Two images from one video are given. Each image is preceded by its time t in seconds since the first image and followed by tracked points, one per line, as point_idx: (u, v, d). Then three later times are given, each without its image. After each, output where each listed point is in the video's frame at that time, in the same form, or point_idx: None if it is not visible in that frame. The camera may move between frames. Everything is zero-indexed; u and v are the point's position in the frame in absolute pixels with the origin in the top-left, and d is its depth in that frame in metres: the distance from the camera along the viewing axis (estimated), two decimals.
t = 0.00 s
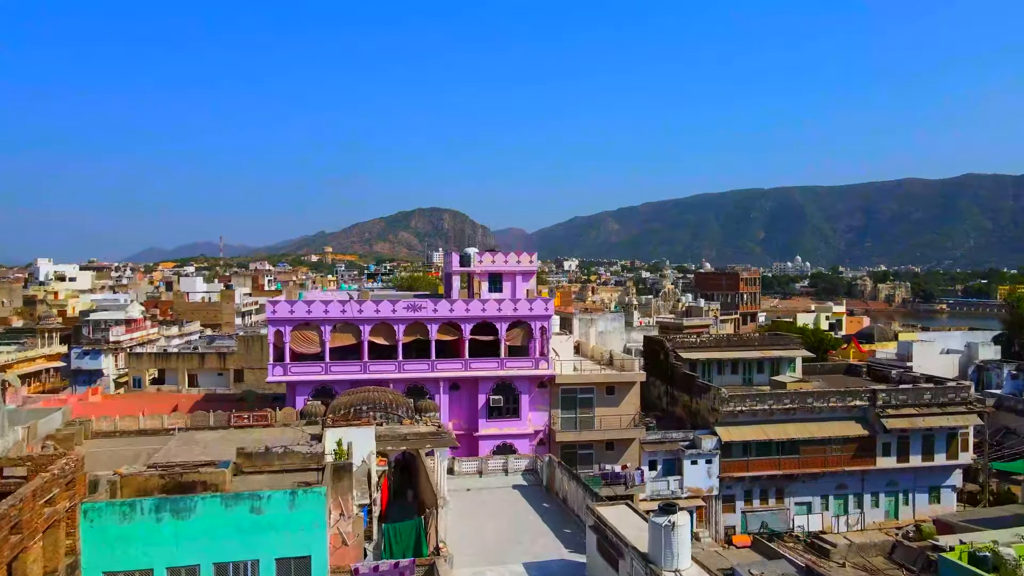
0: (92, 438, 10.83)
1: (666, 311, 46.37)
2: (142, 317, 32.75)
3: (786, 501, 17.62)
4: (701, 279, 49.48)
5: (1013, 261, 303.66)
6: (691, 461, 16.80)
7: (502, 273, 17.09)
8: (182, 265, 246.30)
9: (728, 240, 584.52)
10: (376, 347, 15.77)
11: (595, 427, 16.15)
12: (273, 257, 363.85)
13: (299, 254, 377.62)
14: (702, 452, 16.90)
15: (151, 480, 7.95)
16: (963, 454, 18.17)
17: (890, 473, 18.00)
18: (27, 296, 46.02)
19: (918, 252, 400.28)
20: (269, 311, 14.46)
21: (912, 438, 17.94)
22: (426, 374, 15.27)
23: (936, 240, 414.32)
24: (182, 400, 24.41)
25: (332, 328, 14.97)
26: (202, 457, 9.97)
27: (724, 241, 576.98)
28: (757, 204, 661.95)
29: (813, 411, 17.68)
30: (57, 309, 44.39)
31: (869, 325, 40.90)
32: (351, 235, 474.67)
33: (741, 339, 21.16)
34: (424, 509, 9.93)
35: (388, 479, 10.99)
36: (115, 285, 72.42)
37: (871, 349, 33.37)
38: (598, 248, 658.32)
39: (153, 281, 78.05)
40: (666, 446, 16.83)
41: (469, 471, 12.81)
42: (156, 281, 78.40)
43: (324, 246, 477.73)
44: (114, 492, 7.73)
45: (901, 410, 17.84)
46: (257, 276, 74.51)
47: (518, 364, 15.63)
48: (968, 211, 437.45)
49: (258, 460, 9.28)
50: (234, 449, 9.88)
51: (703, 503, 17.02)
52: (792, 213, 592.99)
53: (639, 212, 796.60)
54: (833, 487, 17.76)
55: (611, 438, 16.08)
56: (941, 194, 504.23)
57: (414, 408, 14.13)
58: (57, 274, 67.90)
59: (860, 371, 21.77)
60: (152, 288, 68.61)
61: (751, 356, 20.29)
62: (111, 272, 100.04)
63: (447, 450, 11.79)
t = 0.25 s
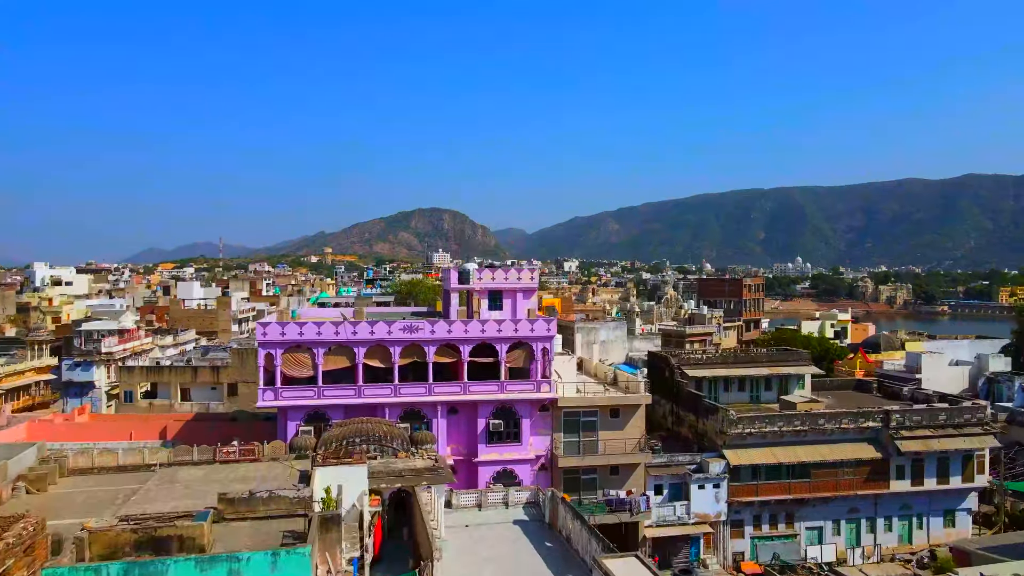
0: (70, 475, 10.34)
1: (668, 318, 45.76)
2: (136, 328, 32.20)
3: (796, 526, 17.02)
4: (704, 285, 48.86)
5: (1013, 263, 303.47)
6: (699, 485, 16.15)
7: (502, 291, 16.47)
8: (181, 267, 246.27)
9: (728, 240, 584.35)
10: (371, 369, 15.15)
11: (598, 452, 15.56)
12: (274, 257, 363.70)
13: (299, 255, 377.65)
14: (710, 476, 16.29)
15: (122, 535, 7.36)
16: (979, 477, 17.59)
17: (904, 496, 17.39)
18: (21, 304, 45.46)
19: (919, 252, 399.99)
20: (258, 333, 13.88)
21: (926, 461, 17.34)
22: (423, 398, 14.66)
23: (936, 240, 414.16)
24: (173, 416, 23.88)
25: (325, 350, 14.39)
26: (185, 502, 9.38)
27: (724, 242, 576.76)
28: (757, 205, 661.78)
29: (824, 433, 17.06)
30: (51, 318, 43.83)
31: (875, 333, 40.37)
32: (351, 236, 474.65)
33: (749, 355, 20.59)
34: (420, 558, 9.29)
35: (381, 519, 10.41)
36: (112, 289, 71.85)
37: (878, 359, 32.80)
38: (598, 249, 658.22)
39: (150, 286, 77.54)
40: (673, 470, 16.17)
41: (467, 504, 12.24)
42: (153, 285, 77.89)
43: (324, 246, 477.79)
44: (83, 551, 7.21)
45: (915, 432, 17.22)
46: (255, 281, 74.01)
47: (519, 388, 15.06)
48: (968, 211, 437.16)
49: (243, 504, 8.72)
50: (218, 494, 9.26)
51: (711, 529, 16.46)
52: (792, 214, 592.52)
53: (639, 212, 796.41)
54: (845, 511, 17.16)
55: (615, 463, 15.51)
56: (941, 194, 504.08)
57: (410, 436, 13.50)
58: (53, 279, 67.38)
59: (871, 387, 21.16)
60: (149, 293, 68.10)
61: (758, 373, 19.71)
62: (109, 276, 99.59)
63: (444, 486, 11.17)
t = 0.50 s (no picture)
0: (39, 520, 9.99)
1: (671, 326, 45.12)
2: (128, 337, 31.41)
3: (808, 553, 16.38)
4: (707, 292, 48.23)
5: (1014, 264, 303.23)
6: (707, 512, 15.47)
7: (502, 311, 15.86)
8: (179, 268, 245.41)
9: (728, 241, 583.62)
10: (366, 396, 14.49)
11: (603, 479, 14.94)
12: (274, 258, 363.38)
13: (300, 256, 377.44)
14: (719, 503, 15.62)
15: None
16: (998, 502, 16.99)
17: (920, 522, 16.75)
18: (13, 311, 44.81)
19: (920, 253, 399.67)
20: (247, 357, 13.23)
21: (942, 486, 16.72)
22: (420, 426, 14.00)
23: (937, 240, 413.67)
24: (164, 434, 23.32)
25: (317, 375, 13.73)
26: (161, 554, 8.73)
27: (725, 242, 575.95)
28: (758, 205, 661.14)
29: (837, 458, 16.38)
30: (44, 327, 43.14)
31: (881, 342, 39.81)
32: (351, 236, 473.96)
33: (755, 373, 19.98)
34: None
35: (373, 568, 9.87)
36: (108, 294, 71.17)
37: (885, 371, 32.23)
38: (598, 249, 658.12)
39: (146, 290, 76.83)
40: (679, 496, 15.52)
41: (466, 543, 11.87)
42: (150, 289, 77.20)
43: (324, 246, 477.23)
44: None
45: (932, 456, 16.56)
46: (252, 286, 73.30)
47: (520, 414, 14.42)
48: (968, 212, 436.62)
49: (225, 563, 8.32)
50: (196, 549, 8.60)
51: (720, 558, 15.73)
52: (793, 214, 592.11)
53: (639, 212, 796.01)
54: (859, 538, 16.52)
55: (619, 491, 14.91)
56: (942, 195, 503.58)
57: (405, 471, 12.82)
58: (48, 283, 66.72)
59: (883, 406, 20.58)
60: (145, 298, 67.47)
61: (766, 393, 19.10)
62: (105, 280, 98.77)
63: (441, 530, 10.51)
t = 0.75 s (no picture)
0: (5, 571, 10.34)
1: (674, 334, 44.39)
2: (120, 349, 30.76)
3: None
4: (710, 299, 47.48)
5: (1016, 265, 302.59)
6: (717, 543, 14.76)
7: (503, 333, 15.18)
8: (178, 269, 244.54)
9: (728, 241, 582.82)
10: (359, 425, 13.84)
11: (607, 510, 14.29)
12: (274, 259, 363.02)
13: (300, 257, 377.24)
14: (728, 533, 14.92)
15: None
16: (1018, 530, 16.30)
17: (938, 551, 16.05)
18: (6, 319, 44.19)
19: (920, 254, 398.95)
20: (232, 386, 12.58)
21: (961, 514, 16.04)
22: (416, 456, 13.34)
23: (938, 241, 412.73)
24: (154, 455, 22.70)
25: (307, 404, 13.09)
26: None
27: (725, 242, 575.23)
28: (758, 206, 660.13)
29: (851, 484, 15.70)
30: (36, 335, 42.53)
31: (887, 351, 39.09)
32: (351, 236, 473.40)
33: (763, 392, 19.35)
34: None
35: None
36: (104, 299, 70.52)
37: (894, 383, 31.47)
38: (599, 250, 657.80)
39: (143, 294, 76.15)
40: (687, 525, 14.86)
41: None
42: (146, 293, 76.53)
43: (324, 247, 476.43)
44: None
45: (950, 483, 15.88)
46: (249, 291, 72.63)
47: (521, 443, 13.75)
48: (969, 213, 435.82)
49: None
50: None
51: None
52: (793, 214, 591.50)
53: (639, 213, 795.05)
54: (874, 568, 15.84)
55: (624, 522, 14.26)
56: (942, 196, 502.72)
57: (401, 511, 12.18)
58: (44, 288, 66.09)
59: (896, 425, 19.97)
60: (141, 302, 66.81)
61: (777, 413, 18.41)
62: (101, 283, 97.99)
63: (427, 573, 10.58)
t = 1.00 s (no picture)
0: None
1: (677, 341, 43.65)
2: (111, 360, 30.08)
3: None
4: (713, 305, 46.70)
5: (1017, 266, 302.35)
6: None
7: (503, 356, 14.53)
8: (177, 271, 244.26)
9: (729, 242, 582.15)
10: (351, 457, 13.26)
11: (613, 544, 13.61)
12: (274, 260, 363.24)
13: (300, 258, 377.44)
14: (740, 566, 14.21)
15: None
16: None
17: None
18: None
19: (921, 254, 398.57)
20: (217, 418, 12.04)
21: (983, 545, 15.32)
22: (411, 490, 12.76)
23: (939, 242, 411.97)
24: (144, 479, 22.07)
25: (296, 435, 12.55)
26: None
27: (725, 243, 574.65)
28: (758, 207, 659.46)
29: (868, 514, 14.99)
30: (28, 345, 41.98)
31: (895, 361, 38.35)
32: (351, 237, 472.99)
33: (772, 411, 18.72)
34: None
35: None
36: (101, 303, 69.99)
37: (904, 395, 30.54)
38: (599, 250, 657.95)
39: (140, 298, 75.58)
40: (696, 558, 14.16)
41: None
42: (143, 297, 75.97)
43: (324, 247, 476.00)
44: None
45: (971, 512, 15.17)
46: (247, 296, 71.98)
47: (522, 475, 13.12)
48: (970, 214, 435.07)
49: None
50: None
51: None
52: (793, 215, 591.48)
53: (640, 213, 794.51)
54: None
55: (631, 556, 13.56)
56: (943, 197, 501.93)
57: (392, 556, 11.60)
58: (40, 292, 65.58)
59: (911, 447, 19.32)
60: (137, 307, 66.26)
61: (788, 436, 17.69)
62: (99, 287, 97.38)
63: None
